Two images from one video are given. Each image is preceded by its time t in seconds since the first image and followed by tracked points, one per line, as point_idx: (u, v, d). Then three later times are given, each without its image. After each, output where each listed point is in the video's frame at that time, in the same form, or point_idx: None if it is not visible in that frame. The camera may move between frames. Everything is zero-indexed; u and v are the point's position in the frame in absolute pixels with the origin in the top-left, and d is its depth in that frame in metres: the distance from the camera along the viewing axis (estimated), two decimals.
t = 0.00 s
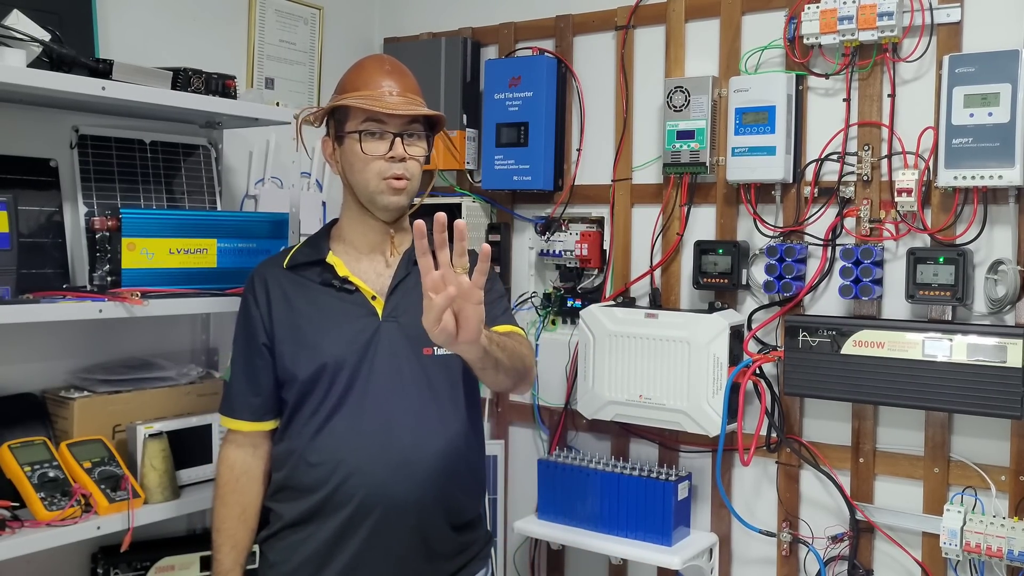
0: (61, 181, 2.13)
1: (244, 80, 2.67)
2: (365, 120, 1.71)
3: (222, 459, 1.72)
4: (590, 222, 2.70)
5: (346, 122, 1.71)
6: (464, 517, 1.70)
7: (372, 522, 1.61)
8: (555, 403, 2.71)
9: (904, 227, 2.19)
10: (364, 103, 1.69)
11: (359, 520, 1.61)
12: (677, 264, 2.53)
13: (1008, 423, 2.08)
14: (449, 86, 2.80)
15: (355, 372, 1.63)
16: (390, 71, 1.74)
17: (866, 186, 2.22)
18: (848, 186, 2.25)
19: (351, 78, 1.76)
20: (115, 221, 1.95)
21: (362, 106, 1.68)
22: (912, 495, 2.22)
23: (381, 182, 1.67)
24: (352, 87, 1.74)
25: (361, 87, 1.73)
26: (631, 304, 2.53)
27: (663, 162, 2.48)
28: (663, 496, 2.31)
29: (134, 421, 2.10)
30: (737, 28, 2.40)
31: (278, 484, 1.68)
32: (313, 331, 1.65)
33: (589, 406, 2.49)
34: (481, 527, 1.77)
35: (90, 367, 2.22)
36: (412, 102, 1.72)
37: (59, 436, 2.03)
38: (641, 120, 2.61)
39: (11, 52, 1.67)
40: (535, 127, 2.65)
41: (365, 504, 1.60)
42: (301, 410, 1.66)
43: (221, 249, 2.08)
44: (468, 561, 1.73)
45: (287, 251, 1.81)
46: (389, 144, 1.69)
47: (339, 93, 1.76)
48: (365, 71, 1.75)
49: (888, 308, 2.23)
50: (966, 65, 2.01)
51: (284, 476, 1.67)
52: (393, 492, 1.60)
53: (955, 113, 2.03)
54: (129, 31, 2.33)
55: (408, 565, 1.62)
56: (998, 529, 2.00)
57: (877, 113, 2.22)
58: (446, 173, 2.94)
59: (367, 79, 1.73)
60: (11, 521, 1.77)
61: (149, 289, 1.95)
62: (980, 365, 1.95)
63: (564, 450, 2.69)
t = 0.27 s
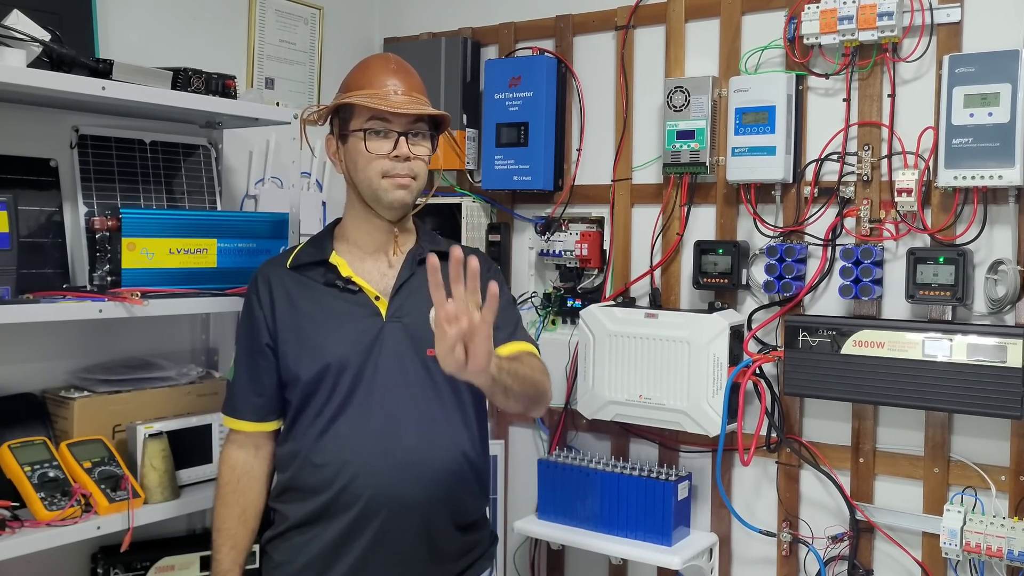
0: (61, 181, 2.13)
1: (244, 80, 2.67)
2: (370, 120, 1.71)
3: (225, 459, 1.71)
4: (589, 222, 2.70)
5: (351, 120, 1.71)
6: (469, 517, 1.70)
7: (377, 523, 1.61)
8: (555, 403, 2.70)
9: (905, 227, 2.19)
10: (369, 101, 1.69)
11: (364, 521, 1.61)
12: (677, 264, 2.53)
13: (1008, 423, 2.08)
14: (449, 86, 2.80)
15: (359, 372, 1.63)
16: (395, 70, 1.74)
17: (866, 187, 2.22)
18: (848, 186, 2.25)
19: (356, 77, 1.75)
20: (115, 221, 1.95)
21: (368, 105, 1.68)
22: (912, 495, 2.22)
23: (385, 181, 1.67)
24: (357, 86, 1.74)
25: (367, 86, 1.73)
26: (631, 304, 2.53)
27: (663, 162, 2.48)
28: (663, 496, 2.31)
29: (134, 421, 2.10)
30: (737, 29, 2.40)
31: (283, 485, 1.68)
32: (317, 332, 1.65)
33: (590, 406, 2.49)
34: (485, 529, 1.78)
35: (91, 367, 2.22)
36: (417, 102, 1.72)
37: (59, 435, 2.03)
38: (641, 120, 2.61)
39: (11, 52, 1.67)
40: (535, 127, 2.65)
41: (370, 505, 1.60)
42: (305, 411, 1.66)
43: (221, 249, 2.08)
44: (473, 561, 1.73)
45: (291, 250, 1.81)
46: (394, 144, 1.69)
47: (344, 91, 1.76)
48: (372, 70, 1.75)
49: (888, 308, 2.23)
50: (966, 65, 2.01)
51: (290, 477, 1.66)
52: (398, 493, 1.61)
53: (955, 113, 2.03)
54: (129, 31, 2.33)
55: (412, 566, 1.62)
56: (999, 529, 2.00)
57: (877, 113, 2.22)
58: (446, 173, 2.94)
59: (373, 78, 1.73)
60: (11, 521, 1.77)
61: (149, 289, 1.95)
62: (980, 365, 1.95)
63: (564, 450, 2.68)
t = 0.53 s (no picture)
0: (61, 181, 2.13)
1: (244, 80, 2.67)
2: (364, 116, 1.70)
3: (226, 460, 1.70)
4: (589, 222, 2.70)
5: (345, 118, 1.70)
6: (466, 521, 1.70)
7: (373, 526, 1.61)
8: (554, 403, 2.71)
9: (905, 227, 2.19)
10: (363, 99, 1.67)
11: (360, 525, 1.61)
12: (677, 264, 2.53)
13: (1008, 423, 2.08)
14: (449, 86, 2.80)
15: (356, 376, 1.63)
16: (389, 66, 1.73)
17: (866, 187, 2.22)
18: (848, 186, 2.25)
19: (350, 72, 1.74)
20: (115, 221, 1.95)
21: (361, 102, 1.67)
22: (912, 495, 2.22)
23: (379, 179, 1.67)
24: (351, 83, 1.72)
25: (361, 83, 1.71)
26: (631, 304, 2.53)
27: (663, 162, 2.48)
28: (663, 496, 2.31)
29: (134, 421, 2.10)
30: (737, 29, 2.40)
31: (283, 486, 1.67)
32: (315, 335, 1.65)
33: (589, 406, 2.50)
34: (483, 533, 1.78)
35: (91, 367, 2.22)
36: (411, 97, 1.71)
37: (59, 435, 2.03)
38: (641, 120, 2.61)
39: (11, 52, 1.67)
40: (535, 127, 2.65)
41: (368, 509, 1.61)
42: (302, 415, 1.66)
43: (221, 249, 2.08)
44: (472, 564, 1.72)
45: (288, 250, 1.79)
46: (388, 141, 1.69)
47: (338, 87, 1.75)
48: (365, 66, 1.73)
49: (888, 308, 2.23)
50: (966, 65, 2.01)
51: (286, 481, 1.67)
52: (396, 496, 1.61)
53: (955, 113, 2.03)
54: (128, 31, 2.33)
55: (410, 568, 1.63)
56: (999, 529, 2.00)
57: (877, 113, 2.22)
58: (446, 173, 2.94)
59: (367, 74, 1.71)
60: (11, 521, 1.77)
61: (150, 289, 1.95)
62: (980, 366, 1.95)
63: (563, 450, 2.68)
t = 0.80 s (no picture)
0: (61, 181, 2.13)
1: (244, 80, 2.67)
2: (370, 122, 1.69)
3: (223, 464, 1.69)
4: (589, 222, 2.70)
5: (350, 123, 1.68)
6: (471, 518, 1.72)
7: (384, 527, 1.62)
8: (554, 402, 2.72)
9: (904, 227, 2.19)
10: (371, 105, 1.66)
11: (370, 526, 1.62)
12: (677, 264, 2.53)
13: (1008, 423, 2.08)
14: (449, 86, 2.80)
15: (363, 378, 1.63)
16: (396, 71, 1.72)
17: (866, 187, 2.22)
18: (848, 186, 2.25)
19: (355, 76, 1.72)
20: (116, 221, 1.95)
21: (368, 109, 1.66)
22: (912, 495, 2.22)
23: (386, 188, 1.67)
24: (357, 87, 1.71)
25: (368, 88, 1.70)
26: (631, 304, 2.53)
27: (663, 162, 2.48)
28: (663, 496, 2.31)
29: (134, 421, 2.10)
30: (737, 29, 2.40)
31: (284, 489, 1.68)
32: (320, 338, 1.64)
33: (589, 406, 2.50)
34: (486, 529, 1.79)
35: (91, 366, 2.22)
36: (419, 105, 1.70)
37: (59, 435, 2.03)
38: (641, 120, 2.61)
39: (11, 52, 1.67)
40: (535, 127, 2.65)
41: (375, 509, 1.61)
42: (307, 418, 1.65)
43: (221, 249, 2.08)
44: (474, 561, 1.72)
45: (284, 253, 1.77)
46: (394, 149, 1.68)
47: (343, 91, 1.73)
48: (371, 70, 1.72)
49: (888, 308, 2.23)
50: (966, 65, 2.01)
51: (290, 482, 1.66)
52: (405, 497, 1.62)
53: (955, 113, 2.03)
54: (128, 31, 2.33)
55: (418, 567, 1.65)
56: (999, 529, 2.00)
57: (877, 113, 2.22)
58: (446, 174, 2.94)
59: (374, 79, 1.70)
60: (11, 521, 1.77)
61: (150, 288, 1.96)
62: (980, 365, 1.95)
63: (563, 449, 2.69)
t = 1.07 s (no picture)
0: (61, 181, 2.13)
1: (244, 80, 2.67)
2: (384, 129, 1.66)
3: (216, 469, 1.65)
4: (589, 222, 2.70)
5: (364, 128, 1.65)
6: (471, 513, 1.75)
7: (392, 526, 1.63)
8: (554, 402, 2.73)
9: (904, 227, 2.19)
10: (389, 115, 1.63)
11: (378, 526, 1.62)
12: (677, 264, 2.53)
13: (1008, 423, 2.08)
14: (449, 86, 2.80)
15: (367, 379, 1.64)
16: (408, 77, 1.70)
17: (866, 186, 2.23)
18: (848, 186, 2.25)
19: (366, 79, 1.68)
20: (116, 221, 1.95)
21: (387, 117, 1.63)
22: (912, 495, 2.22)
23: (398, 199, 1.66)
24: (371, 93, 1.67)
25: (381, 93, 1.67)
26: (631, 304, 2.53)
27: (663, 162, 2.49)
28: (663, 496, 2.31)
29: (134, 421, 2.10)
30: (737, 29, 2.40)
31: (284, 492, 1.67)
32: (323, 341, 1.63)
33: (589, 406, 2.50)
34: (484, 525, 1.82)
35: (91, 367, 2.22)
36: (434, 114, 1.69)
37: (59, 435, 2.03)
38: (641, 120, 2.61)
39: (11, 52, 1.67)
40: (535, 127, 2.65)
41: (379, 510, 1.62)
42: (308, 421, 1.64)
43: (222, 249, 2.08)
44: (472, 557, 1.75)
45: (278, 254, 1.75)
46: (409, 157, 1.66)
47: (351, 93, 1.69)
48: (383, 74, 1.69)
49: (888, 308, 2.23)
50: (966, 65, 2.01)
51: (293, 484, 1.65)
52: (410, 496, 1.63)
53: (955, 113, 2.03)
54: (128, 31, 2.33)
55: (424, 564, 1.66)
56: (999, 529, 2.00)
57: (877, 113, 2.22)
58: (446, 174, 2.94)
59: (387, 84, 1.67)
60: (11, 521, 1.77)
61: (150, 288, 1.96)
62: (980, 365, 1.95)
63: (563, 449, 2.69)
